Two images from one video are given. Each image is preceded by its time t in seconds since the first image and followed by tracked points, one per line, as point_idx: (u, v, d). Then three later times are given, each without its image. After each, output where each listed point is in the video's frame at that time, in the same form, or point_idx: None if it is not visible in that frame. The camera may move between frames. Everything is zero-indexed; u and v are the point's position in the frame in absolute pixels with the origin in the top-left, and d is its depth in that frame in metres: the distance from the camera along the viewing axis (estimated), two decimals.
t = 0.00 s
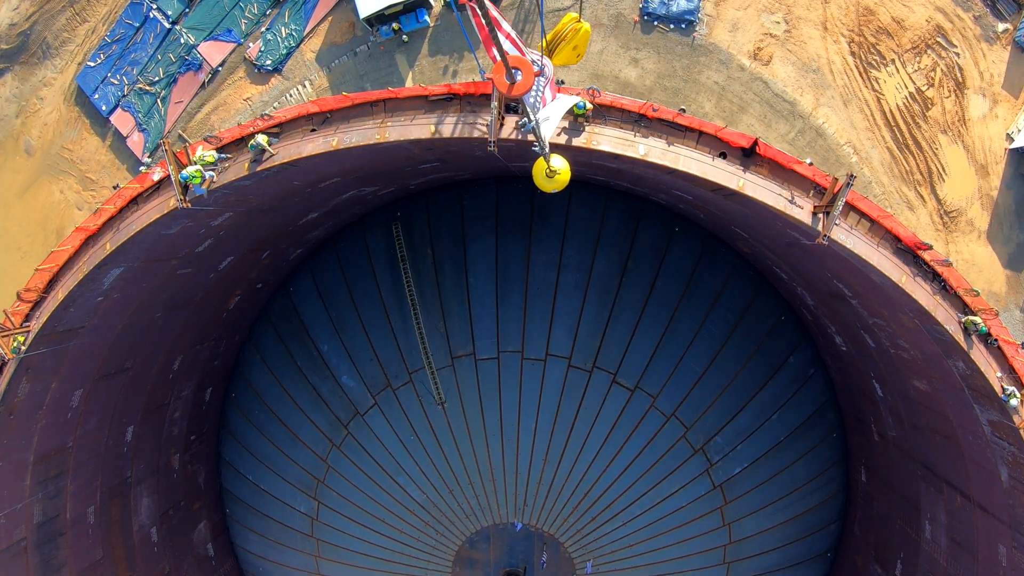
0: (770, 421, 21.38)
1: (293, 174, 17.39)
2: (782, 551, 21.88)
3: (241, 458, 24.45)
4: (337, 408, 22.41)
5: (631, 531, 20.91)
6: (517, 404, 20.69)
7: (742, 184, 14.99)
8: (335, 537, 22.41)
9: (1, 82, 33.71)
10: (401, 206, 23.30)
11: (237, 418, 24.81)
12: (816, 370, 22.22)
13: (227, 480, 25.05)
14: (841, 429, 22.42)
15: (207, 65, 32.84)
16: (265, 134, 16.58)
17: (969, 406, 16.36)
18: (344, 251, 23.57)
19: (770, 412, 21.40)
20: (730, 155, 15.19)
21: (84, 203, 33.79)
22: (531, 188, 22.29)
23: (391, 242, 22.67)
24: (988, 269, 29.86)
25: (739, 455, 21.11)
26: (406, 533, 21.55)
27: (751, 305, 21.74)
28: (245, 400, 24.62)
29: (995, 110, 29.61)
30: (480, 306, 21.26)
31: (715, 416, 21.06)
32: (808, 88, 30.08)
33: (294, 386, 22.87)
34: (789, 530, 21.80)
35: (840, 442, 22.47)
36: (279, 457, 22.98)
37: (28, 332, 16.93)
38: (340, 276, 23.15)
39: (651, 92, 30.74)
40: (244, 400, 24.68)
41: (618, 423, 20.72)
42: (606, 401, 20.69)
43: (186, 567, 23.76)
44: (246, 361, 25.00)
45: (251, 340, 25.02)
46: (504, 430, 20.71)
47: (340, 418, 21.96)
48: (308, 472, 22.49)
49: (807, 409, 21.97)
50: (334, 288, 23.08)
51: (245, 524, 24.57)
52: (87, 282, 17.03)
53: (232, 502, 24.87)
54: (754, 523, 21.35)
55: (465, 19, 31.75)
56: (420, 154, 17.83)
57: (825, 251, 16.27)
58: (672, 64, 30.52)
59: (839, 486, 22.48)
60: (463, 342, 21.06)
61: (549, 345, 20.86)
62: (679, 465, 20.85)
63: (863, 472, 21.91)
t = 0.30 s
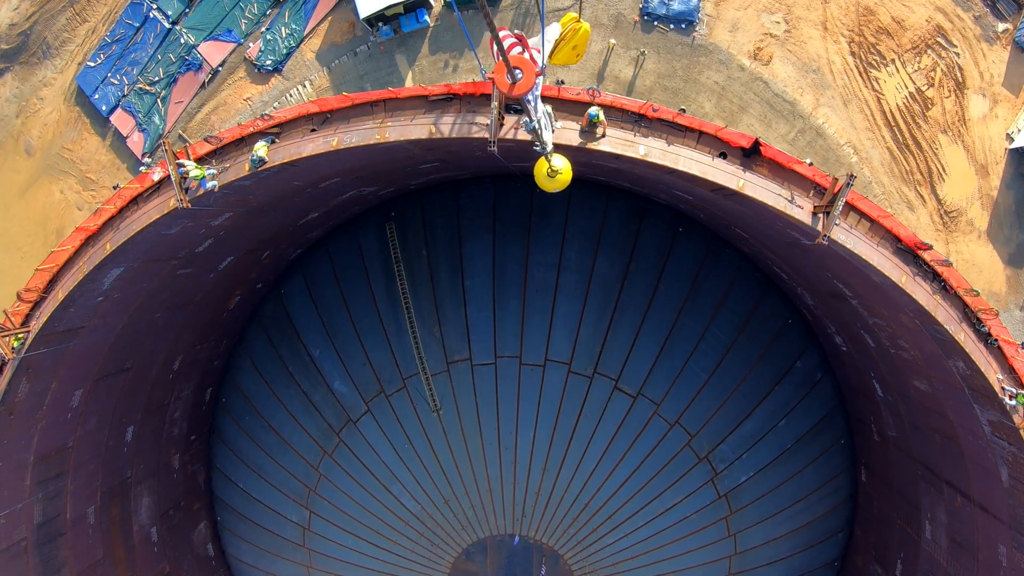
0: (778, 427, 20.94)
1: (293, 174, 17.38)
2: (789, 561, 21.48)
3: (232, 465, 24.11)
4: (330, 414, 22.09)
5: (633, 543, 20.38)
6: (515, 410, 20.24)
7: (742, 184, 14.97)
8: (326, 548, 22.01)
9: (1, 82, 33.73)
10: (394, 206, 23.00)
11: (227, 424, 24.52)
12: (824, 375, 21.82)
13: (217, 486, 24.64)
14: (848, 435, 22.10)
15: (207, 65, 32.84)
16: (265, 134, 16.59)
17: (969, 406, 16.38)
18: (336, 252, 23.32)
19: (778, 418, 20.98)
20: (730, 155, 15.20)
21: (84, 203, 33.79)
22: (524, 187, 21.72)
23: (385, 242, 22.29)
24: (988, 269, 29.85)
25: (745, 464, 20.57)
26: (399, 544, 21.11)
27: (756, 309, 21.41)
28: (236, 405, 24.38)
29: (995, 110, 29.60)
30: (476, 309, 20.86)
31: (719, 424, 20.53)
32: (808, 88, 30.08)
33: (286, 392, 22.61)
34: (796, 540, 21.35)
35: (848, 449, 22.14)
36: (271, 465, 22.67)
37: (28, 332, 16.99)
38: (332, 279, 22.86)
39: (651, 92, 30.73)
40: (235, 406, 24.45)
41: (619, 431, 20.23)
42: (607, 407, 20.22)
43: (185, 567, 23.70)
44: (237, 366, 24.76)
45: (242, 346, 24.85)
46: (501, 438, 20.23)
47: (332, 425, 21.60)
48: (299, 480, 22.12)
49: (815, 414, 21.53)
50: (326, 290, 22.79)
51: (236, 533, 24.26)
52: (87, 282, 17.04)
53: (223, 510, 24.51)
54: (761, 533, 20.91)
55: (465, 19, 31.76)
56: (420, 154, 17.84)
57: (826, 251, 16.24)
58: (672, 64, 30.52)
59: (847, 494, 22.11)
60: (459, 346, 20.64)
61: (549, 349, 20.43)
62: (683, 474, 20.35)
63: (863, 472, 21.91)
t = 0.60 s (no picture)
0: (791, 441, 20.10)
1: (293, 175, 17.39)
2: None
3: (212, 478, 23.50)
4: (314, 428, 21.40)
5: (637, 565, 19.62)
6: (511, 425, 19.52)
7: (742, 184, 14.96)
8: (311, 567, 21.38)
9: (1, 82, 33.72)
10: (382, 205, 22.27)
11: (208, 436, 23.77)
12: (838, 385, 20.95)
13: (201, 502, 24.03)
14: (863, 448, 21.33)
15: (207, 65, 32.84)
16: (265, 134, 16.60)
17: (970, 406, 16.43)
18: (320, 254, 22.61)
19: (789, 432, 20.12)
20: (730, 155, 15.20)
21: (84, 204, 33.79)
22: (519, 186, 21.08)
23: (373, 243, 21.52)
24: (988, 269, 29.86)
25: (757, 480, 19.80)
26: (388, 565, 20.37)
27: (769, 315, 20.50)
28: (217, 415, 23.67)
29: (995, 110, 29.61)
30: (469, 318, 20.12)
31: (730, 439, 19.76)
32: (808, 88, 30.08)
33: (268, 404, 21.89)
34: (808, 559, 20.59)
35: (862, 463, 21.35)
36: (253, 481, 22.00)
37: (28, 332, 17.01)
38: (317, 282, 22.12)
39: (650, 93, 30.72)
40: (216, 415, 23.73)
41: (623, 447, 19.46)
42: (609, 421, 19.44)
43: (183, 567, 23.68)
44: (217, 373, 24.01)
45: (222, 354, 24.06)
46: (495, 454, 19.51)
47: (317, 440, 20.91)
48: (282, 497, 21.42)
49: (830, 425, 20.72)
50: (312, 295, 22.03)
51: (219, 549, 23.78)
52: (87, 282, 17.05)
53: (206, 524, 23.96)
54: (771, 553, 20.14)
55: (465, 19, 31.76)
56: (420, 154, 17.84)
57: (826, 251, 16.25)
58: (672, 64, 30.52)
59: (860, 509, 21.34)
60: (451, 357, 19.88)
61: (546, 361, 19.68)
62: (692, 492, 19.56)
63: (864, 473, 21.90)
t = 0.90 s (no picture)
0: (807, 459, 18.99)
1: (294, 174, 17.36)
2: None
3: (191, 494, 22.50)
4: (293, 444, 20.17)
5: None
6: (506, 444, 17.97)
7: (742, 184, 14.96)
8: None
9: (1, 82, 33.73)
10: (367, 205, 21.33)
11: (187, 449, 22.80)
12: (857, 396, 20.00)
13: (180, 521, 22.99)
14: (883, 463, 20.36)
15: (207, 65, 32.84)
16: (265, 134, 16.61)
17: (969, 406, 16.44)
18: (302, 255, 21.59)
19: (807, 448, 19.03)
20: (730, 155, 15.20)
21: (84, 204, 33.79)
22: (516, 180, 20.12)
23: (357, 243, 20.47)
24: (988, 269, 29.84)
25: (771, 501, 18.53)
26: None
27: (782, 323, 19.46)
28: (194, 427, 22.70)
29: (995, 110, 29.60)
30: (461, 326, 18.76)
31: (739, 460, 18.38)
32: (808, 88, 30.08)
33: (246, 418, 20.89)
34: None
35: (881, 479, 20.36)
36: (232, 500, 20.91)
37: (28, 332, 17.09)
38: (298, 286, 21.00)
39: (650, 93, 30.70)
40: (194, 429, 22.67)
41: (629, 468, 17.93)
42: (614, 439, 17.96)
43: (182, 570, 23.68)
44: (196, 382, 23.09)
45: (201, 362, 23.16)
46: (488, 476, 17.93)
47: (296, 458, 19.62)
48: (262, 519, 20.18)
49: (848, 441, 19.70)
50: (291, 299, 20.95)
51: (197, 568, 22.96)
52: (87, 282, 17.08)
53: (185, 542, 23.01)
54: None
55: (465, 19, 31.77)
56: (420, 154, 17.81)
57: (826, 251, 16.24)
58: (672, 64, 30.51)
59: (879, 528, 20.34)
60: (441, 369, 18.46)
61: (544, 374, 18.25)
62: (702, 515, 18.05)
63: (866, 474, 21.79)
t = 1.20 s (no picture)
0: (828, 477, 18.53)
1: (294, 174, 17.37)
2: None
3: (165, 514, 21.90)
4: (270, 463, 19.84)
5: None
6: (498, 467, 17.66)
7: (742, 184, 14.97)
8: None
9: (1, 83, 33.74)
10: (351, 206, 20.95)
11: (160, 464, 22.31)
12: (878, 411, 19.53)
13: (153, 539, 22.40)
14: (905, 480, 19.73)
15: (207, 65, 32.84)
16: (266, 134, 16.63)
17: (969, 406, 16.46)
18: (280, 257, 21.26)
19: (826, 468, 18.55)
20: (730, 156, 15.21)
21: (84, 204, 33.77)
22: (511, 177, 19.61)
23: (338, 246, 20.22)
24: (988, 269, 29.83)
25: (788, 526, 18.00)
26: None
27: (800, 332, 19.07)
28: (167, 442, 22.23)
29: (995, 110, 29.60)
30: (448, 337, 18.52)
31: (753, 482, 17.96)
32: (808, 88, 30.08)
33: (220, 434, 20.54)
34: None
35: (903, 497, 19.74)
36: (207, 523, 20.36)
37: (28, 332, 17.11)
38: (276, 294, 20.69)
39: (650, 92, 30.70)
40: (167, 443, 22.26)
41: (633, 493, 17.54)
42: (618, 460, 17.60)
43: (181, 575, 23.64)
44: (169, 396, 22.62)
45: (175, 371, 22.75)
46: (480, 501, 17.60)
47: (273, 478, 19.30)
48: (237, 542, 19.70)
49: (869, 457, 19.17)
50: (268, 307, 20.65)
51: None
52: (87, 282, 17.09)
53: (160, 564, 22.33)
54: None
55: (465, 19, 31.79)
56: (420, 154, 17.82)
57: (826, 252, 16.26)
58: (672, 64, 30.51)
59: (901, 550, 19.63)
60: (427, 385, 18.28)
61: (541, 391, 17.98)
62: (716, 542, 17.57)
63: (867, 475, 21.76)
